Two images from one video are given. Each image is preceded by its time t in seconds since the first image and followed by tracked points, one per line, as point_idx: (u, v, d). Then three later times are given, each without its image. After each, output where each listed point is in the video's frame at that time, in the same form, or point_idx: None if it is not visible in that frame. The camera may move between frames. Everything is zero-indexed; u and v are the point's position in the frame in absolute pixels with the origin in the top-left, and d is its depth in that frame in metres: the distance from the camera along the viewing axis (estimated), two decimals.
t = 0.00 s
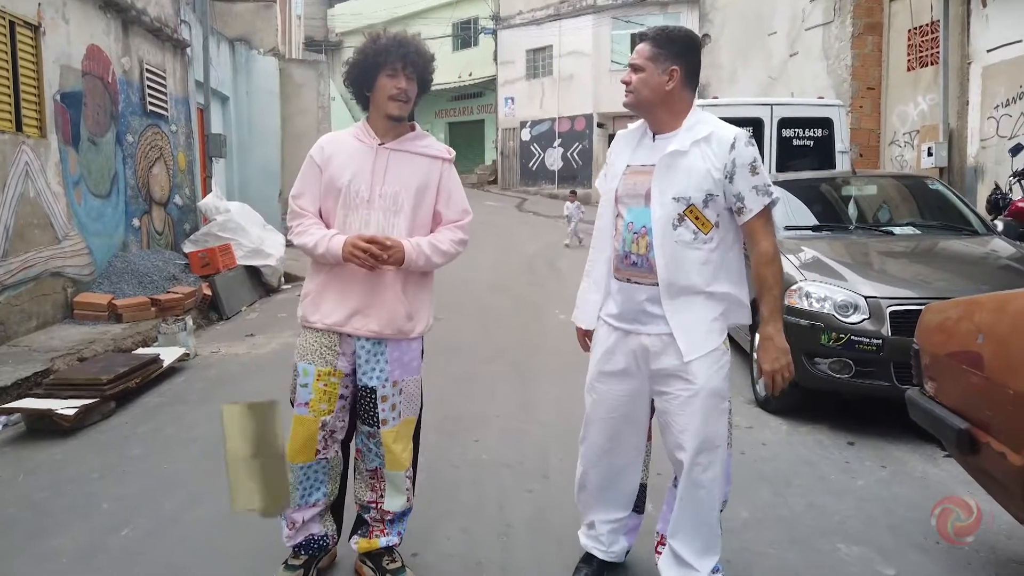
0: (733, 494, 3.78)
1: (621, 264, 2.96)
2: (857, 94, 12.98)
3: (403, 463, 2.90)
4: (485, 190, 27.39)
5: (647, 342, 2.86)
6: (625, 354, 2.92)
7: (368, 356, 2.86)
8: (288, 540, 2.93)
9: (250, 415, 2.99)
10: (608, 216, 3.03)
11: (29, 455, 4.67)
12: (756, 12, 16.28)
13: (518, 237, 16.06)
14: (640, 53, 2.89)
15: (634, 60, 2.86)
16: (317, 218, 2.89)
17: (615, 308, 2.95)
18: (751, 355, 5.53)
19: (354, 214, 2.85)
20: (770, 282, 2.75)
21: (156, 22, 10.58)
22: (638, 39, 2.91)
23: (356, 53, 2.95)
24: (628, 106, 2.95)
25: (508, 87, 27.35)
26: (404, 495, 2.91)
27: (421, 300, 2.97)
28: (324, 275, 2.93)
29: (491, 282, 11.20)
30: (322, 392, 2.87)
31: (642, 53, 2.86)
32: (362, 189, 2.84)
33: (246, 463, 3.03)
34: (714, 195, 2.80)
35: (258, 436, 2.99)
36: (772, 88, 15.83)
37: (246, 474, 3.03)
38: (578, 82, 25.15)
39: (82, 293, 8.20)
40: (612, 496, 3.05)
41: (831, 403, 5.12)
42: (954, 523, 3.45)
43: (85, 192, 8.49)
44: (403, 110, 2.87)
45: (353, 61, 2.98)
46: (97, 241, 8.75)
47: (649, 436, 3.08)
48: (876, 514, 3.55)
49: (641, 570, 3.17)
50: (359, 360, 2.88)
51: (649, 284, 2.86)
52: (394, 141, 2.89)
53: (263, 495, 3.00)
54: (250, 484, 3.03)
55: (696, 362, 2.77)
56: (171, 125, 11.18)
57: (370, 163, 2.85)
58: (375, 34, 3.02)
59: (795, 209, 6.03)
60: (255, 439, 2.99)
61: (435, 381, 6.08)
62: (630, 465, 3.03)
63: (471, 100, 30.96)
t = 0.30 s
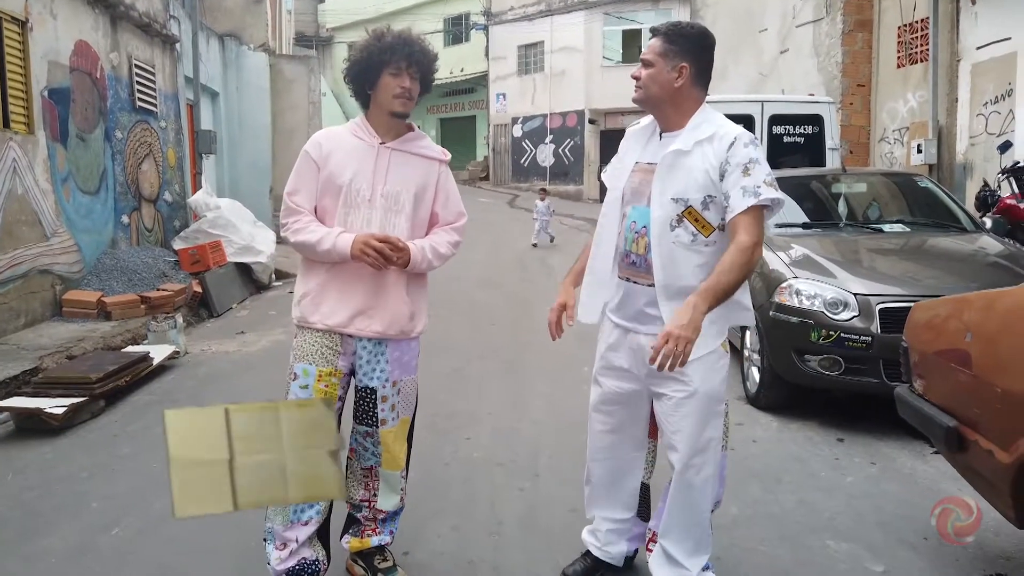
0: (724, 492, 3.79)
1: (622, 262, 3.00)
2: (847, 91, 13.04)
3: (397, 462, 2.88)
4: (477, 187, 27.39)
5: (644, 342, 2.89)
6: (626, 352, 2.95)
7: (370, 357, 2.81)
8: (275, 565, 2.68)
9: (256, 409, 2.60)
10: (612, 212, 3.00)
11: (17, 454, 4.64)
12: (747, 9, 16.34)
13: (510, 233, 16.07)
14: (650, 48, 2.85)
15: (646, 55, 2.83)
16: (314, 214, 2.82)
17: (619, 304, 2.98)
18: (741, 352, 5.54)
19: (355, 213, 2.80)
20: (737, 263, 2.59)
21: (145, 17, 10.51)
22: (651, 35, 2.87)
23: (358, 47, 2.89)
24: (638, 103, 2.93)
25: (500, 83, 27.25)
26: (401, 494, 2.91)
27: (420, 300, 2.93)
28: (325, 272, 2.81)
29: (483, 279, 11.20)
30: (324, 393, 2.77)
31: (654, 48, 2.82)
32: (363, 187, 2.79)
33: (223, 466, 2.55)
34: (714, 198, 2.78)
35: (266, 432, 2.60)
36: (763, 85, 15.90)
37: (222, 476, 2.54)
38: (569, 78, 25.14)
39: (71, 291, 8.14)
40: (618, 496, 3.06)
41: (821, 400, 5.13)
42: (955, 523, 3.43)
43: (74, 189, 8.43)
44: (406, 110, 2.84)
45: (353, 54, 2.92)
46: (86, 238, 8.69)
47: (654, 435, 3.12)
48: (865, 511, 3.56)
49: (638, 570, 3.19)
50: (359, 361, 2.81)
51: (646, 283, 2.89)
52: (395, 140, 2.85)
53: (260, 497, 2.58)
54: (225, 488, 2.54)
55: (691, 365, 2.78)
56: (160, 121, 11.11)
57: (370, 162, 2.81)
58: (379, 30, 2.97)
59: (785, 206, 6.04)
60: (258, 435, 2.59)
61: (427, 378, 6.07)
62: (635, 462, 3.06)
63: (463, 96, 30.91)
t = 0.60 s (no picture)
0: (717, 492, 3.80)
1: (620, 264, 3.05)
2: (840, 89, 13.08)
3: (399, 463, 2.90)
4: (470, 184, 27.39)
5: (640, 341, 2.92)
6: (627, 351, 3.01)
7: (372, 362, 2.78)
8: None
9: (256, 408, 2.51)
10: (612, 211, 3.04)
11: (10, 455, 4.62)
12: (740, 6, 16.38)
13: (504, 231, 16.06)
14: (655, 51, 2.85)
15: (650, 58, 2.83)
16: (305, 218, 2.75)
17: (615, 303, 3.02)
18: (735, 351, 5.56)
19: (351, 215, 2.75)
20: (673, 220, 2.58)
21: (137, 14, 10.44)
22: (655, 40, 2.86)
23: (349, 42, 2.80)
24: (640, 106, 2.94)
25: (493, 80, 27.22)
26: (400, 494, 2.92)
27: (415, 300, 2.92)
28: (323, 279, 2.73)
29: (477, 277, 11.19)
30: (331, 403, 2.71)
31: (659, 52, 2.82)
32: (358, 190, 2.75)
33: (220, 466, 2.48)
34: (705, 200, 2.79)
35: (267, 433, 2.53)
36: (756, 83, 15.94)
37: (219, 475, 2.48)
38: (563, 74, 25.12)
39: (63, 289, 8.11)
40: (638, 493, 3.10)
41: (815, 399, 5.15)
42: (954, 523, 3.45)
43: (65, 187, 8.39)
44: (401, 112, 2.81)
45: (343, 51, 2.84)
46: (78, 236, 8.65)
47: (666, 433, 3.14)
48: (859, 511, 3.58)
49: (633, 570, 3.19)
50: (362, 366, 2.77)
51: (639, 283, 2.93)
52: (386, 142, 2.84)
53: (261, 497, 2.51)
54: (223, 488, 2.49)
55: (681, 364, 2.80)
56: (153, 118, 11.05)
57: (361, 163, 2.76)
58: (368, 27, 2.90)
59: (778, 205, 6.05)
60: (258, 437, 2.52)
61: (421, 378, 6.07)
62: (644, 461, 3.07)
63: (456, 93, 30.87)
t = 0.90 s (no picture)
0: (714, 490, 3.81)
1: (615, 258, 3.06)
2: (836, 86, 13.09)
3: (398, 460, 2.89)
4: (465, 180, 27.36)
5: (636, 335, 2.93)
6: (621, 346, 3.02)
7: (371, 363, 2.72)
8: None
9: (256, 409, 2.51)
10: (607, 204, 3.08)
11: (4, 454, 4.61)
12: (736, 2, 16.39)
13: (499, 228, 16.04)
14: (649, 55, 2.90)
15: (644, 63, 2.88)
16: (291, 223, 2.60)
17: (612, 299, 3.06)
18: (731, 349, 5.56)
19: (342, 217, 2.64)
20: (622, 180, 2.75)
21: (132, 10, 10.38)
22: (648, 47, 2.93)
23: (327, 35, 2.62)
24: (634, 110, 2.98)
25: (489, 76, 27.18)
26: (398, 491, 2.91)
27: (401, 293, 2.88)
28: (317, 284, 2.63)
29: (473, 274, 11.18)
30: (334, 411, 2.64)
31: (654, 57, 2.87)
32: (347, 189, 2.64)
33: (219, 466, 2.50)
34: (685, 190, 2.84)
35: (266, 435, 2.53)
36: (751, 80, 15.95)
37: (217, 476, 2.50)
38: (559, 71, 25.10)
39: (57, 287, 8.08)
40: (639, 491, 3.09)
41: (811, 396, 5.15)
42: (954, 523, 3.45)
43: (60, 184, 8.35)
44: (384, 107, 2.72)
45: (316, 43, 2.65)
46: (73, 233, 8.62)
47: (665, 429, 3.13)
48: (854, 509, 3.59)
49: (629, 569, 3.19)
50: (361, 368, 2.71)
51: (634, 275, 2.96)
52: (363, 137, 2.73)
53: (259, 496, 2.53)
54: (221, 487, 2.50)
55: (672, 354, 2.82)
56: (147, 114, 11.00)
57: (347, 162, 2.65)
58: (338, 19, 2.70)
59: (775, 203, 6.06)
60: (257, 439, 2.52)
61: (418, 376, 6.06)
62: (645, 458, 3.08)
63: (452, 89, 30.81)
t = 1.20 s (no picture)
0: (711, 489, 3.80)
1: (611, 256, 3.01)
2: (832, 83, 13.07)
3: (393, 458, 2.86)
4: (461, 176, 27.31)
5: (637, 330, 2.90)
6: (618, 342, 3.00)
7: (365, 361, 2.69)
8: None
9: (255, 409, 2.46)
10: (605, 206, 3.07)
11: None
12: None
13: (496, 224, 16.02)
14: (636, 58, 2.91)
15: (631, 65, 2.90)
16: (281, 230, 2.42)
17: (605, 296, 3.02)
18: (728, 346, 5.55)
19: (332, 221, 2.50)
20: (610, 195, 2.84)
21: (125, 6, 10.31)
22: (635, 50, 2.95)
23: (310, 29, 2.42)
24: (621, 111, 2.99)
25: (485, 72, 27.14)
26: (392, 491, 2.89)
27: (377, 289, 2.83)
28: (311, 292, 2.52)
29: (469, 271, 11.16)
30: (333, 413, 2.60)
31: (642, 58, 2.89)
32: (335, 191, 2.51)
33: (217, 466, 2.44)
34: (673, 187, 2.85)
35: (265, 436, 2.48)
36: (748, 77, 15.94)
37: (217, 476, 2.44)
38: (555, 67, 25.06)
39: (51, 284, 8.04)
40: (638, 486, 3.08)
41: (808, 394, 5.14)
42: (954, 522, 3.44)
43: (54, 180, 8.31)
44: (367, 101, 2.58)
45: (292, 37, 2.45)
46: (67, 230, 8.57)
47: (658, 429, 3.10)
48: (852, 508, 3.58)
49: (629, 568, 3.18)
50: (355, 367, 2.67)
51: (634, 269, 2.94)
52: (339, 133, 2.58)
53: (260, 496, 2.48)
54: (221, 488, 2.45)
55: (675, 341, 2.82)
56: (142, 111, 10.95)
57: (332, 162, 2.51)
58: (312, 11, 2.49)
59: (772, 200, 6.05)
60: (257, 440, 2.47)
61: (413, 374, 6.04)
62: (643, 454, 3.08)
63: (448, 85, 30.76)
